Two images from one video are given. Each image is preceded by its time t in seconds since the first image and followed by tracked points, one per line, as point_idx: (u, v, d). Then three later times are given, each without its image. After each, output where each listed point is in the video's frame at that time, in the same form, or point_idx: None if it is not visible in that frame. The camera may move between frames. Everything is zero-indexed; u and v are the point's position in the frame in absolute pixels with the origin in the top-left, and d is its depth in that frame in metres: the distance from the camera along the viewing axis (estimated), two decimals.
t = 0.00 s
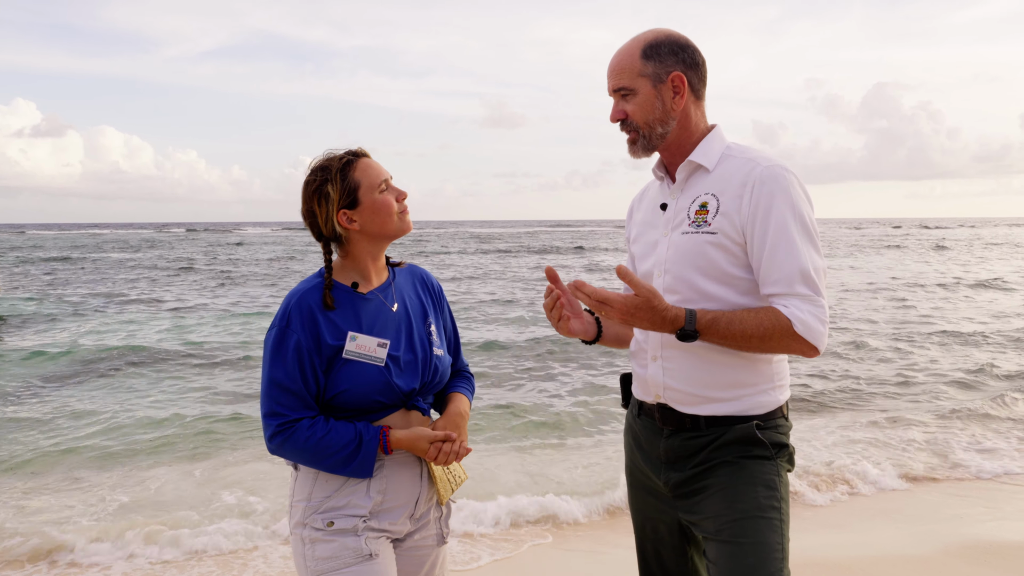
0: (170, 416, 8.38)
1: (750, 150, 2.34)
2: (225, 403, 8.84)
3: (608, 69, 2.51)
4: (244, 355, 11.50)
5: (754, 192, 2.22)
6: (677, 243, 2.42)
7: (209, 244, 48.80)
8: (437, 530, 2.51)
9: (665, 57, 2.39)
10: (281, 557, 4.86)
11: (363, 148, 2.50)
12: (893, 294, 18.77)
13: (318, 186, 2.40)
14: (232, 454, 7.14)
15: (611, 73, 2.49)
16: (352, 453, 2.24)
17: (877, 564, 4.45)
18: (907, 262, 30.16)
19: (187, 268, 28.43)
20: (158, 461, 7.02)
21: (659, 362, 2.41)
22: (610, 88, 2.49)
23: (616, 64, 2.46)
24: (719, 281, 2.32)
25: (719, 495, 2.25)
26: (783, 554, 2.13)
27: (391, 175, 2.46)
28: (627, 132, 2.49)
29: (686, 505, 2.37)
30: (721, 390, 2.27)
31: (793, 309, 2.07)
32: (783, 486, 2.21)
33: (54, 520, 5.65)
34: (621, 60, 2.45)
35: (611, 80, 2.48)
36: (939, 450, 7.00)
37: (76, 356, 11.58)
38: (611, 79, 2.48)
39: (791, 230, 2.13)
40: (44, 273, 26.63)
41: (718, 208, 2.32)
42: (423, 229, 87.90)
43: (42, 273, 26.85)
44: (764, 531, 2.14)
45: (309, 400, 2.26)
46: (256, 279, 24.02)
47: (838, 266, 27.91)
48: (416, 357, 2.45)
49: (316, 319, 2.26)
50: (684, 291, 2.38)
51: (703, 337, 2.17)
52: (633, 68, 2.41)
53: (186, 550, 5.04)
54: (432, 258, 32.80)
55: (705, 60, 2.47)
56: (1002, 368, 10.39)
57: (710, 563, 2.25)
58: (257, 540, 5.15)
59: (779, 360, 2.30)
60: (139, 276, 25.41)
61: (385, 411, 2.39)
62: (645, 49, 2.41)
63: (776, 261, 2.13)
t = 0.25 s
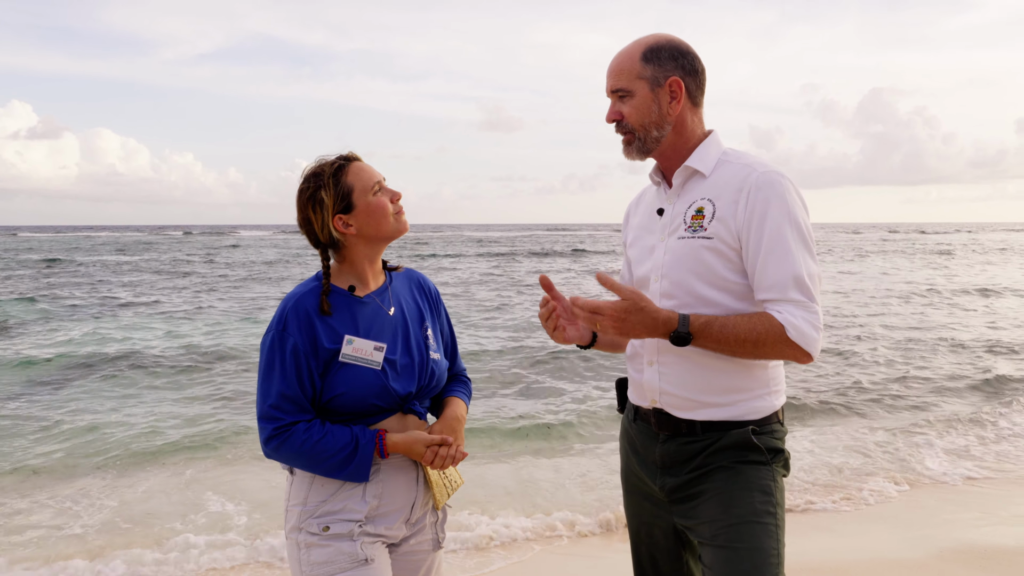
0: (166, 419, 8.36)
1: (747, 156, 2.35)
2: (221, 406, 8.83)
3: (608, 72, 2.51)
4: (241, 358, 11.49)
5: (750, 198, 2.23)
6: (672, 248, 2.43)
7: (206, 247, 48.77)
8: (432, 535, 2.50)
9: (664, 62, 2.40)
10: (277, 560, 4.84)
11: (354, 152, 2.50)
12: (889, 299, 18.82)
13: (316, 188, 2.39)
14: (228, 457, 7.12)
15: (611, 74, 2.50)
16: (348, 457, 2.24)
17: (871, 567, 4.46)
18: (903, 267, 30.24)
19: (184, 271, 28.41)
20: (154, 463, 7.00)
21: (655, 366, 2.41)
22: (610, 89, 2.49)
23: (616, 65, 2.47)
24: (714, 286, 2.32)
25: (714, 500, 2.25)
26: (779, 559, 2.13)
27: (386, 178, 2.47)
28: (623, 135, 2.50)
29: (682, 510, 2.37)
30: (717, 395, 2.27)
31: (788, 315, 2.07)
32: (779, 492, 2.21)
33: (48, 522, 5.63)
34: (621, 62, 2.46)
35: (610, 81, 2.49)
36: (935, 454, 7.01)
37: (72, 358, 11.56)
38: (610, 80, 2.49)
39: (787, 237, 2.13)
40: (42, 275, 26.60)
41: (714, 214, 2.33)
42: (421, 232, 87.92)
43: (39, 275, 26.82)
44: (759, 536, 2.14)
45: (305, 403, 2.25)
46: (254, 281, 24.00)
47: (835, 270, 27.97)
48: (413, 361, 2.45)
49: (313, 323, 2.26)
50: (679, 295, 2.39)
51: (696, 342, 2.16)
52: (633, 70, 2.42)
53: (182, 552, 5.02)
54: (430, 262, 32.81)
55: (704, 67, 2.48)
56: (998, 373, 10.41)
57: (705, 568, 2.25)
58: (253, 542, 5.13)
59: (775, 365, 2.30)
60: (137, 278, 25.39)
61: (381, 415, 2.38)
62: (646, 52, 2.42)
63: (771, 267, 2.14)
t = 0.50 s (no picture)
0: (167, 419, 8.38)
1: (751, 158, 2.36)
2: (221, 407, 8.85)
3: (613, 72, 2.53)
4: (241, 359, 11.51)
5: (753, 200, 2.24)
6: (675, 248, 2.44)
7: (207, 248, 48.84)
8: (433, 536, 2.51)
9: (670, 64, 2.40)
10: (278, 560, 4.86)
11: (362, 153, 2.51)
12: (890, 300, 18.83)
13: (319, 190, 2.41)
14: (228, 458, 7.13)
15: (616, 74, 2.51)
16: (349, 458, 2.25)
17: (869, 568, 4.47)
18: (903, 268, 30.27)
19: (185, 271, 28.44)
20: (155, 463, 7.02)
21: (655, 366, 2.41)
22: (615, 89, 2.50)
23: (622, 65, 2.48)
24: (715, 286, 2.33)
25: (714, 501, 2.26)
26: (778, 560, 2.14)
27: (389, 182, 2.48)
28: (627, 138, 2.51)
29: (682, 511, 2.38)
30: (716, 395, 2.28)
31: (786, 315, 2.08)
32: (778, 493, 2.22)
33: (50, 523, 5.65)
34: (626, 63, 2.47)
35: (615, 82, 2.50)
36: (934, 455, 7.02)
37: (74, 359, 11.59)
38: (615, 81, 2.50)
39: (788, 239, 2.15)
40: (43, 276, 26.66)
41: (717, 215, 2.34)
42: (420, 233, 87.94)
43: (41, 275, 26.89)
44: (759, 537, 2.14)
45: (306, 405, 2.26)
46: (253, 282, 24.03)
47: (833, 271, 28.01)
48: (413, 363, 2.45)
49: (314, 324, 2.27)
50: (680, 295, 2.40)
51: (694, 326, 2.15)
52: (639, 72, 2.43)
53: (183, 553, 5.04)
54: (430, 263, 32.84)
55: (710, 69, 2.49)
56: (997, 375, 10.41)
57: (705, 568, 2.26)
58: (254, 543, 5.15)
59: (774, 366, 2.31)
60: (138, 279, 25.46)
61: (381, 416, 2.39)
62: (653, 53, 2.43)
63: (772, 268, 2.15)
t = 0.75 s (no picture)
0: (167, 422, 8.39)
1: (756, 163, 2.37)
2: (222, 409, 8.86)
3: (616, 77, 2.53)
4: (241, 362, 11.52)
5: (759, 205, 2.25)
6: (678, 252, 2.44)
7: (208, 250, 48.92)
8: (434, 538, 2.52)
9: (676, 68, 2.41)
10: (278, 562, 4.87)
11: (360, 155, 2.52)
12: (889, 303, 18.84)
13: (321, 192, 2.41)
14: (228, 460, 7.14)
15: (620, 80, 2.52)
16: (352, 462, 2.25)
17: (868, 570, 4.48)
18: (903, 271, 30.29)
19: (186, 274, 28.48)
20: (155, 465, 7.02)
21: (658, 371, 2.41)
22: (618, 95, 2.51)
23: (625, 70, 2.49)
24: (719, 291, 2.34)
25: (716, 504, 2.26)
26: (780, 563, 2.14)
27: (391, 183, 2.48)
28: (635, 142, 2.52)
29: (683, 514, 2.38)
30: (719, 400, 2.29)
31: (792, 325, 2.09)
32: (780, 496, 2.22)
33: (51, 524, 5.66)
34: (630, 67, 2.48)
35: (619, 86, 2.50)
36: (934, 458, 7.02)
37: (74, 361, 11.61)
38: (619, 86, 2.51)
39: (795, 246, 2.15)
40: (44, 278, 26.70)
41: (721, 220, 2.34)
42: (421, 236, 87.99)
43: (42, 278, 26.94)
44: (761, 540, 2.15)
45: (309, 407, 2.27)
46: (253, 285, 24.06)
47: (832, 274, 28.03)
48: (416, 366, 2.46)
49: (317, 327, 2.28)
50: (684, 299, 2.40)
51: (705, 348, 2.15)
52: (644, 77, 2.43)
53: (184, 554, 5.05)
54: (430, 266, 32.86)
55: (714, 72, 2.50)
56: (996, 377, 10.42)
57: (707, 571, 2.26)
58: (255, 545, 5.16)
59: (776, 371, 2.31)
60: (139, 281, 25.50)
61: (383, 419, 2.40)
62: (657, 58, 2.43)
63: (778, 275, 2.16)
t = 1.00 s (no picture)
0: (168, 426, 8.38)
1: (751, 165, 2.36)
2: (224, 413, 8.86)
3: (611, 82, 2.53)
4: (242, 366, 11.52)
5: (755, 208, 2.24)
6: (676, 257, 2.44)
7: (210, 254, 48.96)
8: (437, 543, 2.51)
9: (669, 74, 2.40)
10: (280, 566, 4.86)
11: (368, 161, 2.52)
12: (890, 306, 18.83)
13: (324, 198, 2.41)
14: (229, 464, 7.13)
15: (615, 85, 2.51)
16: (353, 466, 2.25)
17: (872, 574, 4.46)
18: (904, 274, 30.29)
19: (187, 278, 28.50)
20: (156, 469, 7.02)
21: (660, 376, 2.40)
22: (614, 100, 2.51)
23: (619, 77, 2.48)
24: (718, 295, 2.34)
25: (720, 508, 2.26)
26: (784, 568, 2.14)
27: (396, 191, 2.48)
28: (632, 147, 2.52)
29: (687, 518, 2.38)
30: (722, 404, 2.28)
31: (790, 328, 2.09)
32: (784, 500, 2.21)
33: (52, 528, 5.65)
34: (624, 74, 2.47)
35: (614, 92, 2.50)
36: (936, 462, 7.01)
37: (75, 365, 11.62)
38: (614, 92, 2.51)
39: (792, 247, 2.14)
40: (46, 282, 26.73)
41: (718, 224, 2.34)
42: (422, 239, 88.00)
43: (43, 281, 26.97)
44: (765, 545, 2.14)
45: (311, 412, 2.27)
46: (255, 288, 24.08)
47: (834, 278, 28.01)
48: (417, 371, 2.46)
49: (318, 332, 2.27)
50: (683, 304, 2.40)
51: (698, 356, 2.22)
52: (638, 83, 2.43)
53: (184, 558, 5.04)
54: (431, 270, 32.88)
55: (709, 77, 2.50)
56: (998, 381, 10.41)
57: None
58: (256, 548, 5.16)
59: (779, 374, 2.31)
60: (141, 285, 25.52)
61: (385, 424, 2.39)
62: (652, 64, 2.42)
63: (776, 278, 2.15)
